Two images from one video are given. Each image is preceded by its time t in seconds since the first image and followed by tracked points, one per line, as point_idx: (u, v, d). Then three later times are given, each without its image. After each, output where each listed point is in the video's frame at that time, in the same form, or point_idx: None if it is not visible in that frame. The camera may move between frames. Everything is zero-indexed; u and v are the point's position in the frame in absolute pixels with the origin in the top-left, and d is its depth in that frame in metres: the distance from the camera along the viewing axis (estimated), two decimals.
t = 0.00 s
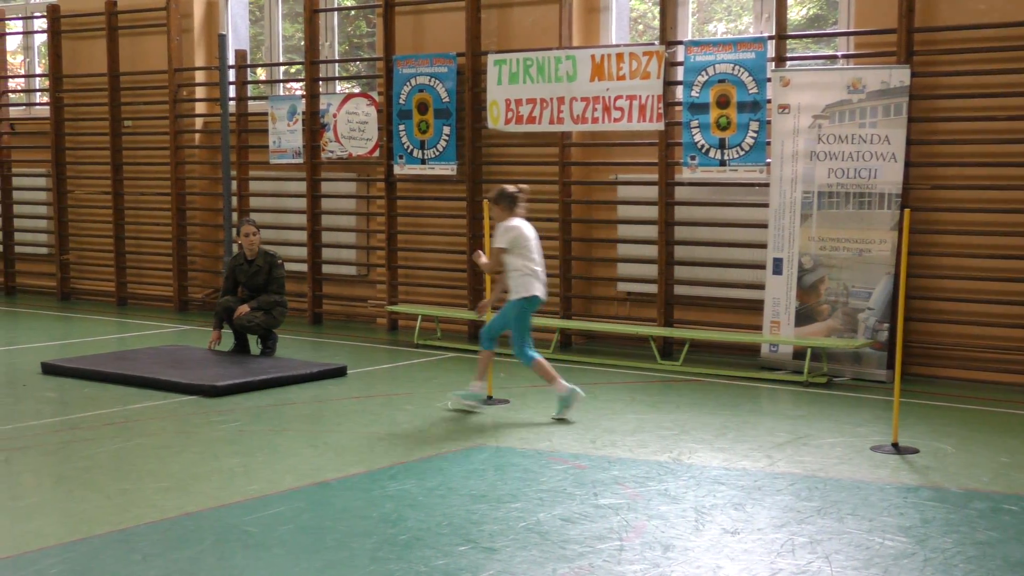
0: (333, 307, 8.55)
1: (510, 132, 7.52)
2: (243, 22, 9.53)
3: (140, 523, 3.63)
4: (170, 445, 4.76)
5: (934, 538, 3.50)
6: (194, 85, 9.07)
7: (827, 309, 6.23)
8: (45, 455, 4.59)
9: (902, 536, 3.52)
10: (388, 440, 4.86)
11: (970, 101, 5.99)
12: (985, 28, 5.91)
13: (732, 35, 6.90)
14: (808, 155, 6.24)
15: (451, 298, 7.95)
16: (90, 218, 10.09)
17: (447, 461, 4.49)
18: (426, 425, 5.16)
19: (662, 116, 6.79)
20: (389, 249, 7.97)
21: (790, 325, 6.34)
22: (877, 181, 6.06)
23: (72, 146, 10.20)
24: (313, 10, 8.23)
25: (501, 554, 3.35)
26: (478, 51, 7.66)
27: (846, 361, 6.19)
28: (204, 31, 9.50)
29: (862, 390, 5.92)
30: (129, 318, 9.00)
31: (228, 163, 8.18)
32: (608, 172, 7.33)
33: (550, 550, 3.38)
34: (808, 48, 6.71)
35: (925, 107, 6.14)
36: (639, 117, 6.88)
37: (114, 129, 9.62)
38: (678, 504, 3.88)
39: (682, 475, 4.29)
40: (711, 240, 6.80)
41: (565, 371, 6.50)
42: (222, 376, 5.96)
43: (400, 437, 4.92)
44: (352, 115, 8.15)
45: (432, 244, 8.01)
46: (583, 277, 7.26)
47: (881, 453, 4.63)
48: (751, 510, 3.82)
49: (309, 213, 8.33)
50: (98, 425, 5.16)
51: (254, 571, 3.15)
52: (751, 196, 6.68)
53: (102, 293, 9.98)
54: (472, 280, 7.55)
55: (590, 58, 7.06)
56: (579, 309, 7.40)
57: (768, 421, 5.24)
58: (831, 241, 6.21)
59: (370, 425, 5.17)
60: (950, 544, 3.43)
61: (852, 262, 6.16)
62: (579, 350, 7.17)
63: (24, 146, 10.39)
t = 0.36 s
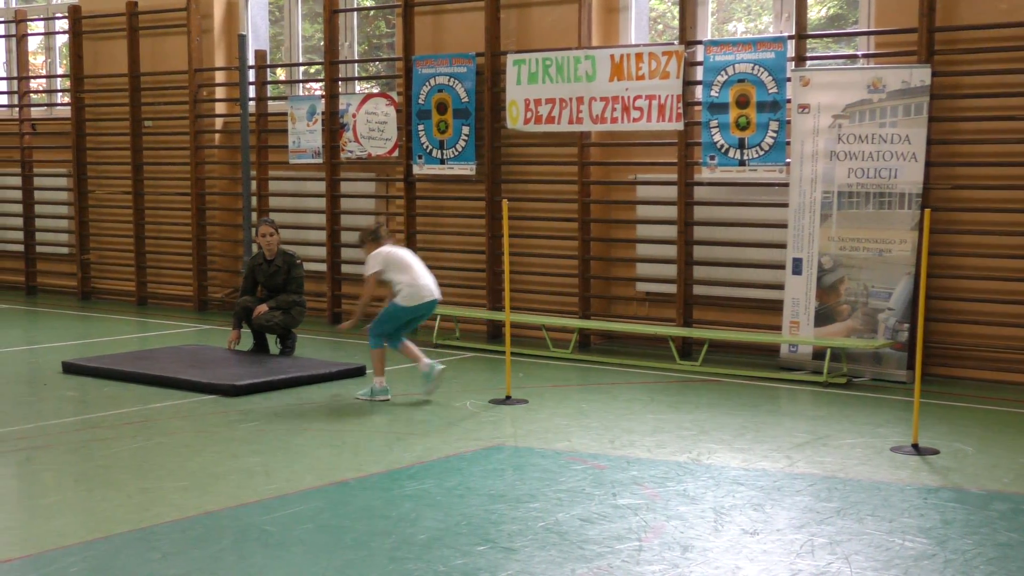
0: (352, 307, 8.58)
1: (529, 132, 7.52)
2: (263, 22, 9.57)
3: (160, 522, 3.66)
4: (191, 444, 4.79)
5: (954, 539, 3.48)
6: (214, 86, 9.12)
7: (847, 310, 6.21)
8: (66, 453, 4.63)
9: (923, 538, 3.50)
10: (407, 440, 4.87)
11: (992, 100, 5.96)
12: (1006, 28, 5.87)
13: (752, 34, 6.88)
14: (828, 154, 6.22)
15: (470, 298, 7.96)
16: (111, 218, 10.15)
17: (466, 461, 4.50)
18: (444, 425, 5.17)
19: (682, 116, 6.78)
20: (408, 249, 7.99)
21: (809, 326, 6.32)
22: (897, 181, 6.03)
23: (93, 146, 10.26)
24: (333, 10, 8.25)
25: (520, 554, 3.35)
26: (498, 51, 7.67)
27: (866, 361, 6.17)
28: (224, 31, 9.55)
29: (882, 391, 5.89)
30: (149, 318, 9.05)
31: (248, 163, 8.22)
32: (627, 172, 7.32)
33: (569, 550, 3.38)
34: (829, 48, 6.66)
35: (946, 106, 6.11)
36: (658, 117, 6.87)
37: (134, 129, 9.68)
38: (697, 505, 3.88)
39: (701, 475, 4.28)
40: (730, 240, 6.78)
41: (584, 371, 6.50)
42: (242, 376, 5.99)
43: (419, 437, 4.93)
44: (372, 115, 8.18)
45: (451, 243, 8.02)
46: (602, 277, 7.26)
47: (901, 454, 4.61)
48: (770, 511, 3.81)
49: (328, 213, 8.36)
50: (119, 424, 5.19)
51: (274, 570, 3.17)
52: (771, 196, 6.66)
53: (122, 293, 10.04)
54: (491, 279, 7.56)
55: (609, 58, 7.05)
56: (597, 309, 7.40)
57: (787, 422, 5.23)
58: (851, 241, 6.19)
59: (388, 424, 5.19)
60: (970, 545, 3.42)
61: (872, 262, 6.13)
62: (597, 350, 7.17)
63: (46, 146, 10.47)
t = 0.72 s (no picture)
0: (371, 307, 8.61)
1: (549, 132, 7.53)
2: (283, 23, 9.61)
3: (181, 521, 3.68)
4: (210, 444, 4.82)
5: (976, 541, 3.47)
6: (235, 87, 9.17)
7: (867, 311, 6.19)
8: (87, 453, 4.67)
9: (944, 539, 3.49)
10: (427, 440, 4.89)
11: (1014, 100, 5.92)
12: None
13: (772, 34, 6.86)
14: (849, 155, 6.20)
15: (490, 298, 7.98)
16: (132, 218, 10.22)
17: (486, 461, 4.52)
18: (464, 425, 5.19)
19: (702, 117, 6.77)
20: (428, 249, 8.01)
21: (830, 327, 6.30)
22: (918, 181, 6.00)
23: (114, 146, 10.34)
24: (352, 11, 8.29)
25: (539, 554, 3.36)
26: (517, 51, 7.68)
27: (887, 362, 6.15)
28: (244, 31, 9.60)
29: (903, 392, 5.87)
30: (170, 318, 9.11)
31: (268, 163, 8.26)
32: (647, 172, 7.32)
33: (588, 551, 3.39)
34: (849, 48, 6.66)
35: (968, 106, 6.08)
36: (678, 117, 6.87)
37: (155, 130, 9.74)
38: (717, 506, 3.88)
39: (721, 476, 4.28)
40: (750, 241, 6.77)
41: (603, 372, 6.50)
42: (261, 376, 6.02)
43: (439, 437, 4.95)
44: (391, 116, 8.21)
45: (471, 243, 8.04)
46: (622, 277, 7.26)
47: (922, 456, 4.60)
48: (790, 512, 3.80)
49: (348, 214, 8.39)
50: (140, 423, 5.23)
51: (293, 570, 3.19)
52: (792, 197, 6.64)
53: (143, 293, 10.11)
54: (510, 280, 7.57)
55: (629, 58, 7.05)
56: (617, 309, 7.40)
57: (808, 422, 5.21)
58: (872, 242, 6.16)
59: (408, 424, 5.21)
60: (992, 547, 3.40)
61: (893, 263, 6.10)
62: (617, 351, 7.17)
63: (68, 146, 10.54)
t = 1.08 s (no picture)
0: (394, 307, 8.65)
1: (571, 132, 7.54)
2: (306, 23, 9.65)
3: (204, 519, 3.72)
4: (233, 443, 4.86)
5: (1001, 543, 3.45)
6: (257, 87, 9.22)
7: (891, 312, 6.16)
8: (112, 451, 4.72)
9: (968, 541, 3.48)
10: (449, 440, 4.91)
11: None
12: None
13: (795, 34, 6.84)
14: (873, 155, 6.17)
15: (512, 298, 7.99)
16: (156, 218, 10.30)
17: (508, 461, 4.53)
18: (486, 425, 5.21)
19: (724, 117, 6.76)
20: (451, 249, 8.03)
21: (853, 327, 6.27)
22: (942, 181, 5.96)
23: (138, 146, 10.41)
24: (374, 11, 8.32)
25: (561, 554, 3.37)
26: (540, 51, 7.69)
27: (911, 363, 6.12)
28: (267, 32, 9.66)
29: (927, 393, 5.84)
30: (193, 317, 9.16)
31: (292, 163, 8.30)
32: (669, 172, 7.31)
33: (610, 551, 3.40)
34: (873, 47, 6.65)
35: (992, 106, 6.04)
36: (701, 117, 6.85)
37: (179, 130, 9.81)
38: (740, 506, 3.88)
39: (744, 477, 4.27)
40: (773, 241, 6.75)
41: (625, 372, 6.50)
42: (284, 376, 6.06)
43: (461, 437, 4.97)
44: (414, 116, 8.24)
45: (493, 243, 8.05)
46: (644, 277, 7.26)
47: (946, 457, 4.58)
48: (813, 513, 3.79)
49: (370, 213, 8.42)
50: (163, 423, 5.27)
51: (316, 569, 3.22)
52: (815, 197, 6.62)
53: (167, 293, 10.18)
54: (532, 279, 7.58)
55: (652, 58, 7.05)
56: (639, 309, 7.40)
57: (831, 423, 5.20)
58: (895, 242, 6.13)
59: (430, 424, 5.23)
60: (1017, 549, 3.38)
61: (916, 263, 6.07)
62: (639, 351, 7.17)
63: (92, 147, 10.63)
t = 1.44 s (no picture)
0: (422, 306, 8.69)
1: (599, 132, 7.54)
2: (335, 23, 9.71)
3: (234, 518, 3.76)
4: (263, 441, 4.91)
5: None
6: (286, 87, 9.28)
7: (921, 312, 6.12)
8: (143, 449, 4.78)
9: (1001, 543, 3.46)
10: (478, 439, 4.93)
11: None
12: None
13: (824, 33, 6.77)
14: (903, 154, 6.13)
15: (540, 297, 8.01)
16: (186, 217, 10.39)
17: (536, 460, 4.55)
18: (515, 424, 5.23)
19: (753, 116, 6.75)
20: (479, 249, 8.06)
21: (883, 328, 6.24)
22: (974, 180, 5.93)
23: (168, 146, 10.51)
24: (402, 10, 8.36)
25: (590, 554, 3.39)
26: (568, 50, 7.70)
27: (942, 363, 6.08)
28: (297, 32, 9.72)
29: (958, 394, 5.81)
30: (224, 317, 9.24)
31: (321, 162, 8.36)
32: (698, 171, 7.30)
33: (640, 551, 3.41)
34: (903, 46, 6.53)
35: None
36: (730, 117, 6.84)
37: (209, 130, 9.90)
38: (769, 507, 3.87)
39: (773, 477, 4.27)
40: (803, 241, 6.73)
41: (653, 372, 6.50)
42: (314, 374, 6.11)
43: (490, 436, 4.99)
44: (442, 115, 8.28)
45: (522, 243, 8.07)
46: (673, 276, 7.25)
47: (978, 458, 4.55)
48: (843, 514, 3.79)
49: (399, 213, 8.47)
50: (193, 421, 5.33)
51: (346, 567, 3.25)
52: (845, 196, 6.59)
53: (197, 292, 10.28)
54: (560, 279, 7.60)
55: (681, 57, 7.05)
56: (668, 309, 7.39)
57: (861, 424, 5.17)
58: (926, 242, 6.10)
59: (459, 423, 5.26)
60: None
61: (947, 263, 6.04)
62: (668, 350, 7.16)
63: (123, 146, 10.73)
